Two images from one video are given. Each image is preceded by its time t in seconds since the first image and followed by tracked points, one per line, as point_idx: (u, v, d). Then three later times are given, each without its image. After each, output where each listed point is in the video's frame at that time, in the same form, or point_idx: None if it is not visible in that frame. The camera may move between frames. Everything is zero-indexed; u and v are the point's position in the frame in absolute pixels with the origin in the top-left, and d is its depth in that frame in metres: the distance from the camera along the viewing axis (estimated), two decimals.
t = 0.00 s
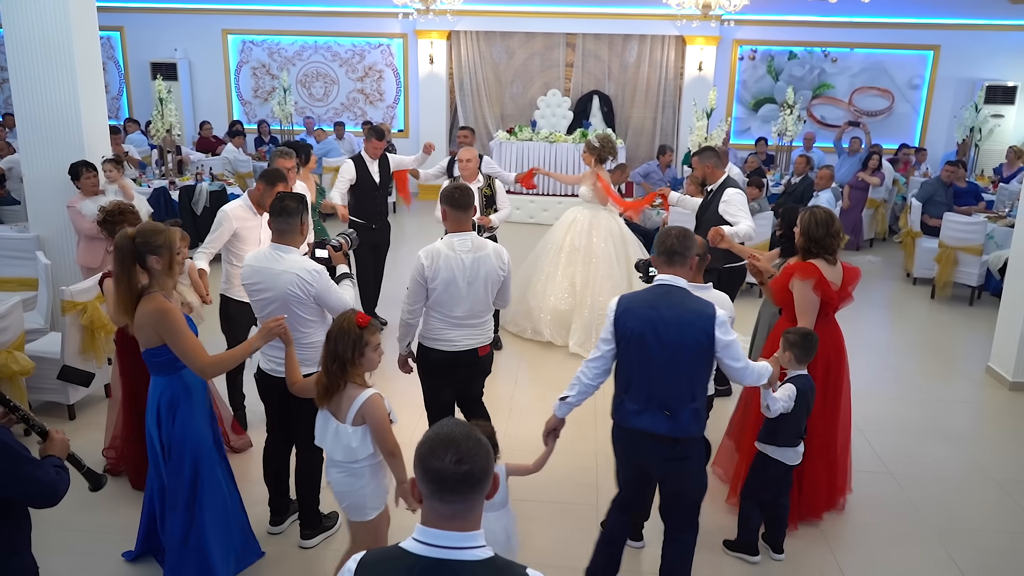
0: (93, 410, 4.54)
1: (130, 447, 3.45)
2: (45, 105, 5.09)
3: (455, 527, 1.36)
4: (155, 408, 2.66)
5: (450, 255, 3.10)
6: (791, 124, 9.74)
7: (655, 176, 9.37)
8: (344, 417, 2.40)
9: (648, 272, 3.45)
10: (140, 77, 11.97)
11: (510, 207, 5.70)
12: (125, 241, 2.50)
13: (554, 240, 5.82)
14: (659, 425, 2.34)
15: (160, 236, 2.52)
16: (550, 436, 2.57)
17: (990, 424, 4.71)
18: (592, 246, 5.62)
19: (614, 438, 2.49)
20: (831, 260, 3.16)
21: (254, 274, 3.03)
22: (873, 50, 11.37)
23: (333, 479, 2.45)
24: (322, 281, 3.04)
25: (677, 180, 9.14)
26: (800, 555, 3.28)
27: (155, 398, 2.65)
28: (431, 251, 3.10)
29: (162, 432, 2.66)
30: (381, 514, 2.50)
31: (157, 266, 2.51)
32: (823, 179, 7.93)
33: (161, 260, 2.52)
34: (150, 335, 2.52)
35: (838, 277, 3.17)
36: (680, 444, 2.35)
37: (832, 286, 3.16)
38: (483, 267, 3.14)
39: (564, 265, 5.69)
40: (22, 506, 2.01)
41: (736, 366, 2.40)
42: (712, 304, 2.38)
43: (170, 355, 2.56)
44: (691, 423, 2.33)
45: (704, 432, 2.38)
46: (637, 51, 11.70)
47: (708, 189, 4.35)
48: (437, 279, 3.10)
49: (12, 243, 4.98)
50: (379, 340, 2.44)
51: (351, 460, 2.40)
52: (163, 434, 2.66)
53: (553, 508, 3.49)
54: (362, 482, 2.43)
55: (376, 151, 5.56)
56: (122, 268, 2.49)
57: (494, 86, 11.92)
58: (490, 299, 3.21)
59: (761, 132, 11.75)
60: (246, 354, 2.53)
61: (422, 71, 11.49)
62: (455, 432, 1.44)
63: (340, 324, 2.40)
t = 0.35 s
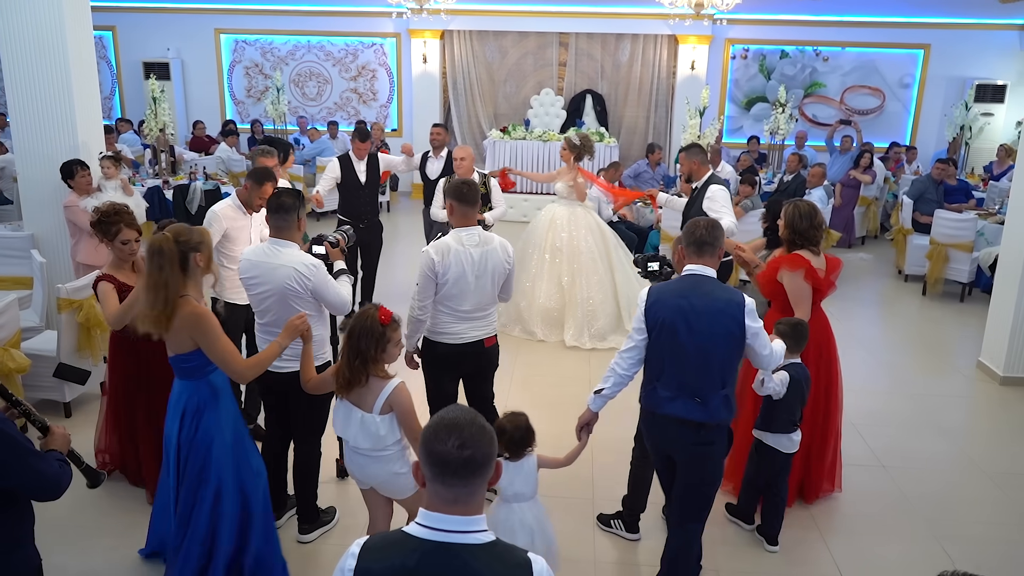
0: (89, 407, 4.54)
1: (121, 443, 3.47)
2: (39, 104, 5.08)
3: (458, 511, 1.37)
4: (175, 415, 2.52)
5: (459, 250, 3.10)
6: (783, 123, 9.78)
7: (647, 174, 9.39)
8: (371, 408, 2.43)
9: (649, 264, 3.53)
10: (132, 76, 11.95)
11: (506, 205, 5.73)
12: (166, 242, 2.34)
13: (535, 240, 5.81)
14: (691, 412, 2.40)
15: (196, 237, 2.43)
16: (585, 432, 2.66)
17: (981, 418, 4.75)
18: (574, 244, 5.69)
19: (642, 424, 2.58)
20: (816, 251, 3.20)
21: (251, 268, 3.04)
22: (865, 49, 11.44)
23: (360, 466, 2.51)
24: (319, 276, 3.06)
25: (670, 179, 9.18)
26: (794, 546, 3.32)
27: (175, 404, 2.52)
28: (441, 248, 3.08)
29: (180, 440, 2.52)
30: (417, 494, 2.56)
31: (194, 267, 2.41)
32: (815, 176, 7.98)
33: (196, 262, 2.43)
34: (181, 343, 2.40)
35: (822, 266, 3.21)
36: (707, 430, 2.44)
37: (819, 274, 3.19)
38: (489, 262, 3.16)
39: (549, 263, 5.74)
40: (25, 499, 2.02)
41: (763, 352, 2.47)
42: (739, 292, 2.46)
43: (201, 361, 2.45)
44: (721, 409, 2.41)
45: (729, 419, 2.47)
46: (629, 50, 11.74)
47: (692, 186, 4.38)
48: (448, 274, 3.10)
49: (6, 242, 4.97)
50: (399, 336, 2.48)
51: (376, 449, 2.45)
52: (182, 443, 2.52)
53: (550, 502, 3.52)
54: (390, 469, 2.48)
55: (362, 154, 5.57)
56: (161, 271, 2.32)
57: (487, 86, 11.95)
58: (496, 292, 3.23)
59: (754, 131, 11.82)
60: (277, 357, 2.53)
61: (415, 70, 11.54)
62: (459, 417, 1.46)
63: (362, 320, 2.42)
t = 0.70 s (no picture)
0: (88, 405, 4.55)
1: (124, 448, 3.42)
2: (36, 104, 5.08)
3: (459, 498, 1.39)
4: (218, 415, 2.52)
5: (473, 246, 3.13)
6: (778, 121, 9.80)
7: (643, 172, 9.40)
8: (398, 402, 2.45)
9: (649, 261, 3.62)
10: (128, 77, 11.95)
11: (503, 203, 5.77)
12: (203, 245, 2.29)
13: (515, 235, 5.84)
14: (713, 399, 2.58)
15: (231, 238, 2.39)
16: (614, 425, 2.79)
17: (975, 412, 4.79)
18: (556, 246, 5.76)
19: (662, 408, 2.75)
20: (797, 244, 3.25)
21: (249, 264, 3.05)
22: (859, 47, 11.48)
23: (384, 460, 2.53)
24: (316, 272, 3.07)
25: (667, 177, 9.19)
26: (790, 540, 3.34)
27: (220, 402, 2.52)
28: (456, 244, 3.11)
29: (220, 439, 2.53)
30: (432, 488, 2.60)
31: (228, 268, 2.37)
32: (811, 173, 8.02)
33: (232, 260, 2.42)
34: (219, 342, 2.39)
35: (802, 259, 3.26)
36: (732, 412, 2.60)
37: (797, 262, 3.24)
38: (501, 258, 3.19)
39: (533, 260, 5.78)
40: (28, 494, 2.03)
41: (771, 345, 2.66)
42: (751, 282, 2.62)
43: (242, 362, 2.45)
44: (740, 394, 2.58)
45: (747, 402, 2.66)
46: (625, 49, 11.78)
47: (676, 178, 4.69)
48: (463, 271, 3.12)
49: (4, 241, 4.97)
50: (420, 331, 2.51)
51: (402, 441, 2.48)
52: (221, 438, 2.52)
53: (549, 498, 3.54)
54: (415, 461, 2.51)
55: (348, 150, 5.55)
56: (206, 271, 2.30)
57: (483, 85, 11.96)
58: (507, 287, 3.26)
59: (749, 129, 11.86)
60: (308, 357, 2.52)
61: (411, 69, 11.59)
62: (460, 406, 1.48)
63: (388, 315, 2.46)
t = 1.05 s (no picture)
0: (88, 405, 4.55)
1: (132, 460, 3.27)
2: (33, 105, 5.08)
3: (460, 492, 1.39)
4: (252, 425, 2.49)
5: (486, 245, 3.14)
6: (776, 120, 9.81)
7: (642, 172, 9.40)
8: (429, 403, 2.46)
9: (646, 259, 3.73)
10: (126, 77, 11.96)
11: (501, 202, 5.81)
12: (233, 248, 2.26)
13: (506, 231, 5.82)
14: (747, 387, 2.64)
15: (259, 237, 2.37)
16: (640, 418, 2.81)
17: (974, 409, 4.80)
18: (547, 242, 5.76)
19: (684, 403, 2.74)
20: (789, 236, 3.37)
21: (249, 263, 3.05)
22: (856, 46, 11.50)
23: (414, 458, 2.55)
24: (314, 272, 3.06)
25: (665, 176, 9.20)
26: (790, 537, 3.35)
27: (252, 412, 2.49)
28: (468, 243, 3.13)
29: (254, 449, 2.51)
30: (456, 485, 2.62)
31: (258, 269, 2.36)
32: (809, 172, 8.03)
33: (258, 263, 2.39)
34: (253, 346, 2.37)
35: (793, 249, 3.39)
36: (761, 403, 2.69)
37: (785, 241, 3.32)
38: (513, 258, 3.20)
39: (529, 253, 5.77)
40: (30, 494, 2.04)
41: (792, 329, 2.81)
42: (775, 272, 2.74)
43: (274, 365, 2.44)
44: (767, 380, 2.67)
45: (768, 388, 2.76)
46: (623, 49, 11.81)
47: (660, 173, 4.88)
48: (477, 270, 3.13)
49: (3, 242, 4.97)
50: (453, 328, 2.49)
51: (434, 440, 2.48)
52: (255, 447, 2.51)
53: (548, 496, 3.55)
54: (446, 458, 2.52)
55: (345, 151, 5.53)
56: (235, 276, 2.27)
57: (481, 84, 11.97)
58: (519, 286, 3.27)
59: (747, 128, 11.90)
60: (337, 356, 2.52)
61: (409, 70, 11.55)
62: (459, 401, 1.48)
63: (417, 312, 2.45)
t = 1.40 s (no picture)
0: (87, 406, 4.54)
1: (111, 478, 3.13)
2: (32, 105, 5.07)
3: (457, 492, 1.38)
4: (286, 439, 2.40)
5: (495, 246, 3.14)
6: (777, 120, 9.79)
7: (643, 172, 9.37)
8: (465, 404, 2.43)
9: (643, 258, 3.89)
10: (126, 77, 11.96)
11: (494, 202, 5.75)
12: (265, 254, 2.20)
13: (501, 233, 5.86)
14: (787, 383, 2.76)
15: (280, 243, 2.32)
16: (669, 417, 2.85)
17: (973, 409, 4.79)
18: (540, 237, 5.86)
19: (721, 405, 2.79)
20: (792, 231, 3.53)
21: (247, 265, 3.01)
22: (857, 46, 11.50)
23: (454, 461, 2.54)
24: (315, 272, 3.05)
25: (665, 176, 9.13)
26: (789, 538, 3.34)
27: (286, 426, 2.39)
28: (477, 244, 3.10)
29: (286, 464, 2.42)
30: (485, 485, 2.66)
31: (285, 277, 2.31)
32: (809, 172, 8.03)
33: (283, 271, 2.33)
34: (292, 355, 2.29)
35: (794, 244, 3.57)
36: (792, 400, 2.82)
37: (788, 237, 3.54)
38: (523, 258, 3.20)
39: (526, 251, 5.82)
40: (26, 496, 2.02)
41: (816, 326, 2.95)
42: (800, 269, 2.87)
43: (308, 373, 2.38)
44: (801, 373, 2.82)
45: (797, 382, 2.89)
46: (623, 48, 11.81)
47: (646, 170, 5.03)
48: (486, 272, 3.13)
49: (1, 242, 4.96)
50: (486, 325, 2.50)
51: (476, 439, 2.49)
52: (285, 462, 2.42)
53: (547, 497, 3.54)
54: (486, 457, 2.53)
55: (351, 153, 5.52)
56: (268, 284, 2.21)
57: (482, 84, 11.97)
58: (527, 287, 3.26)
59: (747, 128, 11.90)
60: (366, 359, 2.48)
61: (409, 69, 11.48)
62: (459, 401, 1.47)
63: (456, 309, 2.45)
